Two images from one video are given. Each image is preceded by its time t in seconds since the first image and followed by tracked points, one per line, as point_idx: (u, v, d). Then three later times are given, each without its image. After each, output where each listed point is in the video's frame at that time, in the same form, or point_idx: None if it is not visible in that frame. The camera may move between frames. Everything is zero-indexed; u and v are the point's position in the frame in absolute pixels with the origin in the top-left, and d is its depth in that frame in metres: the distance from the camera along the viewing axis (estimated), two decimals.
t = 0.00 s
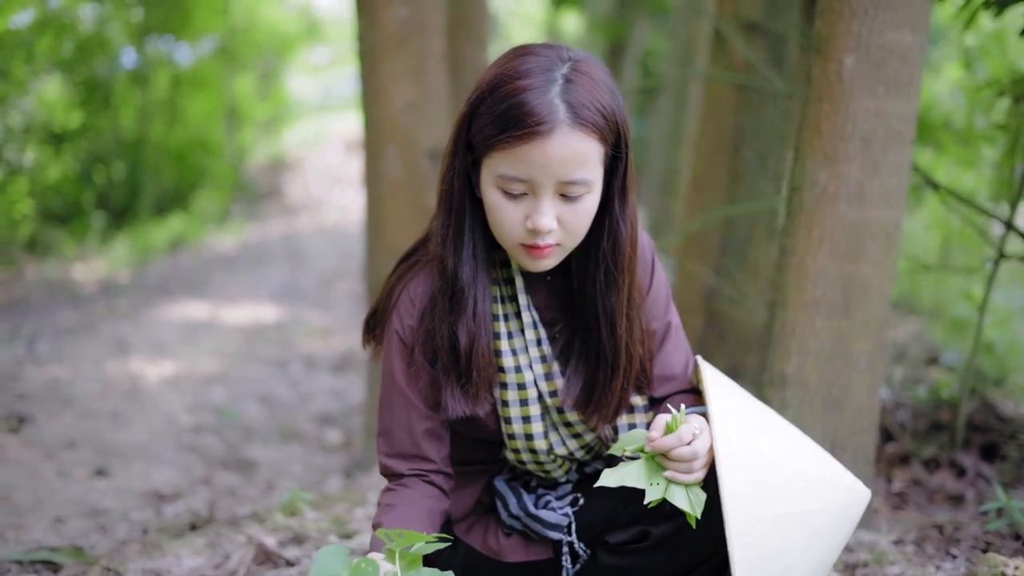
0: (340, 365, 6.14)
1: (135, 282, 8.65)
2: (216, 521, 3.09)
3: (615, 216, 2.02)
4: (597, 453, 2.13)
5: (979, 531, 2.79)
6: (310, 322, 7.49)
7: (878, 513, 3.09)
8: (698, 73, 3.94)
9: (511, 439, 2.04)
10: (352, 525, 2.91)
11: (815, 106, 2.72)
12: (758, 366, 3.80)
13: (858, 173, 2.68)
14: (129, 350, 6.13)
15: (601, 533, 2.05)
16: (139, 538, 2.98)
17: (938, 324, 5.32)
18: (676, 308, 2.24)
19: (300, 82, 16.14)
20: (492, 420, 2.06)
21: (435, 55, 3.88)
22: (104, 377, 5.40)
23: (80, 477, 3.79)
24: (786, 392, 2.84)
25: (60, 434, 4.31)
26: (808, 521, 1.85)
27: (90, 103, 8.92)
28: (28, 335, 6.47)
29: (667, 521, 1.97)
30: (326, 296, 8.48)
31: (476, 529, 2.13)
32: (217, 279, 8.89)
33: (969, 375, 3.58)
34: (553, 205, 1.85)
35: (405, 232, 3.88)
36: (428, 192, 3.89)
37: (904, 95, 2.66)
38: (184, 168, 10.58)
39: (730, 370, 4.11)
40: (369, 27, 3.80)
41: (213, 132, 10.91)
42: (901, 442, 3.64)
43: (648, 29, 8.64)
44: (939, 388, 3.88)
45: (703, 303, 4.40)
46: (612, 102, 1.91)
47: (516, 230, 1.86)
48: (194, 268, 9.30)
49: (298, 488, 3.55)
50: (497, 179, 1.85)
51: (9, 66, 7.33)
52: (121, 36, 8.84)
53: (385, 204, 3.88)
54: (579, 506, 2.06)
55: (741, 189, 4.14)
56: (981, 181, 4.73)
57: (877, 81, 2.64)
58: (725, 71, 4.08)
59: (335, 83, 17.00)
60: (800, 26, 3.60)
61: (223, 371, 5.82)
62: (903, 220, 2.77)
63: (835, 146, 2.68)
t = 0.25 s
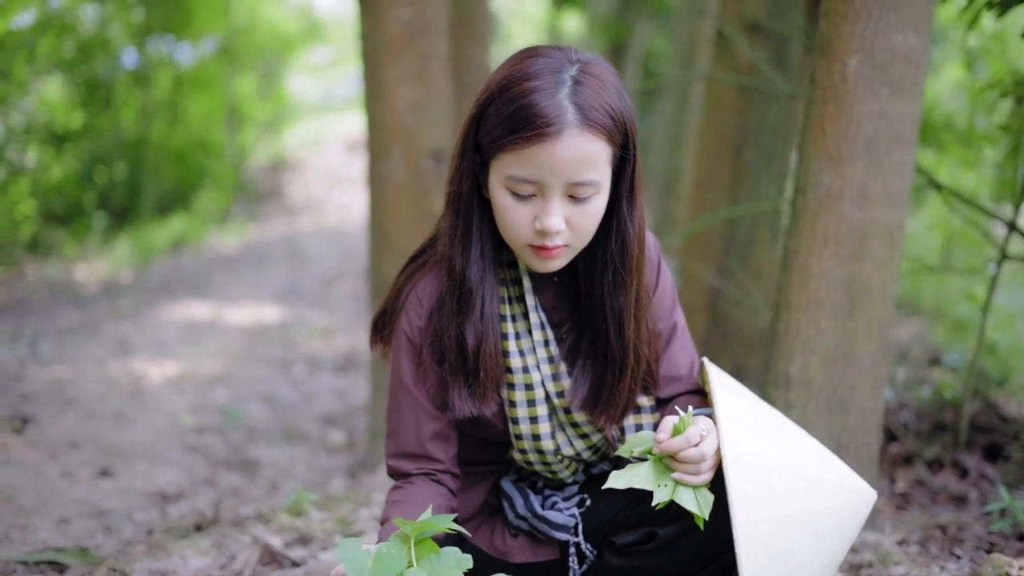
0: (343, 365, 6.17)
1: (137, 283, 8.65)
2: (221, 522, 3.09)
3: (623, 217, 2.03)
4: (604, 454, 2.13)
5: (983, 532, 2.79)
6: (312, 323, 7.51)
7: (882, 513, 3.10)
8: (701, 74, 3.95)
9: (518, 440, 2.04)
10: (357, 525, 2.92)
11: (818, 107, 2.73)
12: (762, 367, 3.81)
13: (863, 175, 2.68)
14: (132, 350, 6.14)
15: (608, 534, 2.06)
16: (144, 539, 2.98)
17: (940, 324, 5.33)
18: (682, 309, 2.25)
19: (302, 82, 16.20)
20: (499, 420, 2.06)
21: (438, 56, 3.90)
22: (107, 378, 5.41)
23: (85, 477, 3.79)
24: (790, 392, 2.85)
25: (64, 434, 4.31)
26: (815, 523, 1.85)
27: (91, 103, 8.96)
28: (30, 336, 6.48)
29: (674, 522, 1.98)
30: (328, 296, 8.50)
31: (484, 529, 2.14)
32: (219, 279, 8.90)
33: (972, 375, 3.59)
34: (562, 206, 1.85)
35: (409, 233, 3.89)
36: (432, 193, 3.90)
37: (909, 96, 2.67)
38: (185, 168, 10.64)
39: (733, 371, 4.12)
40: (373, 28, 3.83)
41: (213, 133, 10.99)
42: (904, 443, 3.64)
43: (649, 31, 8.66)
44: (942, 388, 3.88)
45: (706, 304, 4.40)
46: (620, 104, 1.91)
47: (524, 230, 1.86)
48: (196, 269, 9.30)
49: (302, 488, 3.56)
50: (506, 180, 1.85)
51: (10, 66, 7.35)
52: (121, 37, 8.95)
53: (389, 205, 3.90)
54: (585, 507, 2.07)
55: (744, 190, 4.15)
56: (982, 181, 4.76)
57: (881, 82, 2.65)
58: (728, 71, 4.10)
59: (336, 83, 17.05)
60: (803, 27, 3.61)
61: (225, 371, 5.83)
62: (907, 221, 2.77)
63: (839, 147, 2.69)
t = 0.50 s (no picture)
0: (345, 365, 6.20)
1: (138, 283, 8.64)
2: (225, 521, 3.10)
3: (632, 216, 2.04)
4: (610, 453, 2.14)
5: (986, 531, 2.80)
6: (313, 323, 7.52)
7: (884, 513, 3.11)
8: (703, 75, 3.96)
9: (526, 439, 2.05)
10: (362, 524, 2.92)
11: (822, 107, 2.74)
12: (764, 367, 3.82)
13: (866, 175, 2.69)
14: (135, 350, 6.15)
15: (614, 534, 2.06)
16: (149, 538, 2.99)
17: (941, 324, 5.34)
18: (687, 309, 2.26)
19: (302, 82, 16.22)
20: (507, 418, 2.07)
21: (441, 57, 3.91)
22: (109, 378, 5.41)
23: (88, 477, 3.80)
24: (794, 392, 2.85)
25: (67, 434, 4.31)
26: (820, 523, 1.86)
27: (91, 104, 8.98)
28: (32, 336, 6.48)
29: (681, 521, 1.98)
30: (329, 296, 8.51)
31: (489, 529, 2.14)
32: (220, 279, 8.91)
33: (974, 375, 3.60)
34: (571, 205, 1.86)
35: (413, 233, 3.91)
36: (435, 193, 3.92)
37: (912, 97, 2.68)
38: (185, 169, 10.65)
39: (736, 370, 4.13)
40: (377, 29, 3.85)
41: (213, 133, 10.98)
42: (907, 443, 3.65)
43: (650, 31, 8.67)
44: (944, 388, 3.89)
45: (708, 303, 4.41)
46: (628, 102, 1.92)
47: (534, 229, 1.87)
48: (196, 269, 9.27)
49: (306, 488, 3.56)
50: (516, 179, 1.86)
51: (9, 66, 7.34)
52: (122, 37, 8.94)
53: (392, 205, 3.92)
54: (592, 507, 2.07)
55: (747, 190, 4.16)
56: (982, 182, 4.78)
57: (884, 83, 2.65)
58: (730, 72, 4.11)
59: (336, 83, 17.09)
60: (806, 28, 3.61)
61: (227, 371, 5.84)
62: (911, 220, 2.78)
63: (843, 147, 2.70)
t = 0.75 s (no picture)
0: (347, 365, 6.21)
1: (139, 283, 8.64)
2: (230, 520, 3.10)
3: (643, 214, 2.04)
4: (619, 451, 2.15)
5: (990, 530, 2.81)
6: (315, 322, 7.53)
7: (888, 512, 3.11)
8: (706, 75, 3.97)
9: (534, 437, 2.05)
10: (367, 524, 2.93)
11: (827, 107, 2.74)
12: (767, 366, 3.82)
13: (872, 174, 2.70)
14: (137, 350, 6.16)
15: (622, 532, 2.06)
16: (154, 537, 2.99)
17: (943, 324, 5.35)
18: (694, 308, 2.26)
19: (301, 82, 16.24)
20: (517, 417, 2.07)
21: (444, 56, 3.92)
22: (112, 377, 5.42)
23: (93, 476, 3.80)
24: (799, 391, 2.85)
25: (70, 433, 4.31)
26: (828, 519, 1.87)
27: (92, 104, 8.99)
28: (34, 335, 6.48)
29: (690, 518, 1.99)
30: (331, 296, 8.53)
31: (497, 527, 2.14)
32: (222, 279, 8.92)
33: (977, 374, 3.60)
34: (583, 203, 1.86)
35: (417, 233, 3.92)
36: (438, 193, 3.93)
37: (917, 96, 2.68)
38: (186, 169, 10.66)
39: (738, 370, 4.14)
40: (381, 28, 3.86)
41: (213, 133, 11.00)
42: (909, 442, 3.65)
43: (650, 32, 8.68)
44: (947, 388, 3.90)
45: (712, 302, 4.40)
46: (639, 101, 1.93)
47: (546, 228, 1.87)
48: (198, 270, 9.25)
49: (311, 487, 3.56)
50: (528, 178, 1.86)
51: (11, 67, 7.34)
52: (123, 37, 9.00)
53: (396, 205, 3.92)
54: (600, 504, 2.08)
55: (750, 190, 4.22)
56: (984, 181, 4.79)
57: (889, 83, 2.66)
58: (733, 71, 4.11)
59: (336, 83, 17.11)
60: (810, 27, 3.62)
61: (230, 371, 5.84)
62: (916, 219, 2.78)
63: (848, 146, 2.70)
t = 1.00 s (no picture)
0: (349, 364, 6.23)
1: (141, 283, 8.64)
2: (236, 519, 3.10)
3: (654, 209, 2.06)
4: (625, 449, 2.15)
5: (994, 529, 2.81)
6: (317, 322, 7.54)
7: (892, 510, 3.11)
8: (710, 74, 3.97)
9: (541, 433, 2.06)
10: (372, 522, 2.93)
11: (832, 106, 2.75)
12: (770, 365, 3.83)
13: (876, 173, 2.70)
14: (139, 349, 6.16)
15: (630, 530, 2.06)
16: (159, 536, 2.99)
17: (944, 324, 5.36)
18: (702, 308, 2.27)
19: (302, 83, 16.24)
20: (524, 416, 2.07)
21: (448, 55, 3.92)
22: (115, 377, 5.41)
23: (97, 475, 3.79)
24: (804, 389, 2.86)
25: (74, 433, 4.31)
26: (835, 516, 1.88)
27: (93, 104, 9.00)
28: (36, 335, 6.48)
29: (697, 516, 1.99)
30: (332, 295, 8.54)
31: (505, 524, 2.14)
32: (223, 279, 8.93)
33: (980, 373, 3.60)
34: (597, 200, 1.88)
35: (422, 234, 3.94)
36: (442, 192, 3.93)
37: (922, 96, 2.69)
38: (186, 169, 10.67)
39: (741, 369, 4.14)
40: (384, 27, 3.86)
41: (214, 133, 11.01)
42: (913, 441, 3.66)
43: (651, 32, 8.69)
44: (950, 387, 3.90)
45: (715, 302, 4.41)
46: (650, 96, 1.94)
47: (560, 225, 1.88)
48: (199, 270, 9.24)
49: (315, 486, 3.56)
50: (541, 175, 1.87)
51: (13, 66, 7.34)
52: (123, 36, 9.05)
53: (400, 205, 3.93)
54: (608, 502, 2.08)
55: (753, 190, 4.22)
56: (985, 181, 4.80)
57: (894, 82, 2.66)
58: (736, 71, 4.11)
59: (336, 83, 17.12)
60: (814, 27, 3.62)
61: (232, 371, 5.85)
62: (920, 219, 2.79)
63: (853, 146, 2.71)
